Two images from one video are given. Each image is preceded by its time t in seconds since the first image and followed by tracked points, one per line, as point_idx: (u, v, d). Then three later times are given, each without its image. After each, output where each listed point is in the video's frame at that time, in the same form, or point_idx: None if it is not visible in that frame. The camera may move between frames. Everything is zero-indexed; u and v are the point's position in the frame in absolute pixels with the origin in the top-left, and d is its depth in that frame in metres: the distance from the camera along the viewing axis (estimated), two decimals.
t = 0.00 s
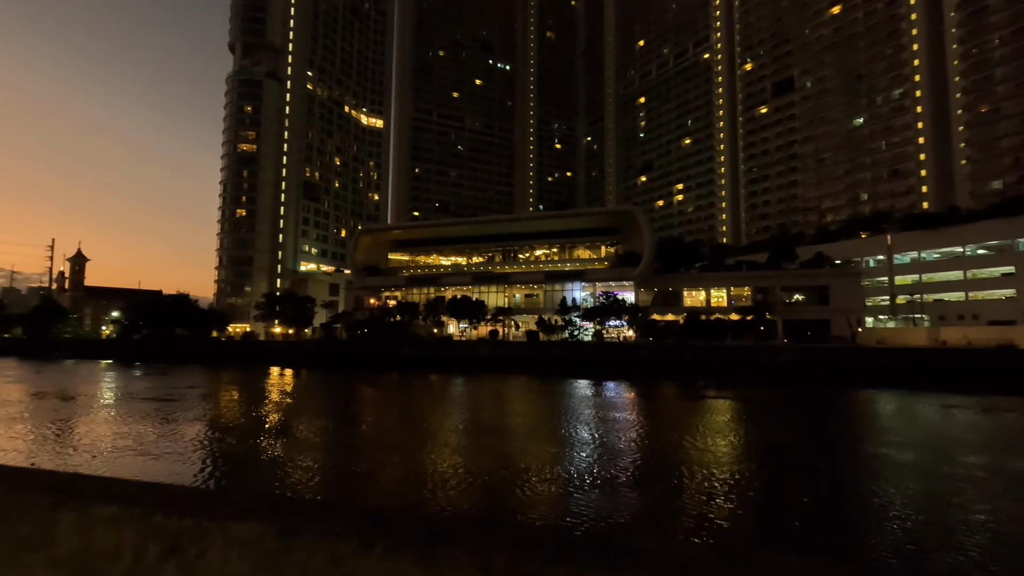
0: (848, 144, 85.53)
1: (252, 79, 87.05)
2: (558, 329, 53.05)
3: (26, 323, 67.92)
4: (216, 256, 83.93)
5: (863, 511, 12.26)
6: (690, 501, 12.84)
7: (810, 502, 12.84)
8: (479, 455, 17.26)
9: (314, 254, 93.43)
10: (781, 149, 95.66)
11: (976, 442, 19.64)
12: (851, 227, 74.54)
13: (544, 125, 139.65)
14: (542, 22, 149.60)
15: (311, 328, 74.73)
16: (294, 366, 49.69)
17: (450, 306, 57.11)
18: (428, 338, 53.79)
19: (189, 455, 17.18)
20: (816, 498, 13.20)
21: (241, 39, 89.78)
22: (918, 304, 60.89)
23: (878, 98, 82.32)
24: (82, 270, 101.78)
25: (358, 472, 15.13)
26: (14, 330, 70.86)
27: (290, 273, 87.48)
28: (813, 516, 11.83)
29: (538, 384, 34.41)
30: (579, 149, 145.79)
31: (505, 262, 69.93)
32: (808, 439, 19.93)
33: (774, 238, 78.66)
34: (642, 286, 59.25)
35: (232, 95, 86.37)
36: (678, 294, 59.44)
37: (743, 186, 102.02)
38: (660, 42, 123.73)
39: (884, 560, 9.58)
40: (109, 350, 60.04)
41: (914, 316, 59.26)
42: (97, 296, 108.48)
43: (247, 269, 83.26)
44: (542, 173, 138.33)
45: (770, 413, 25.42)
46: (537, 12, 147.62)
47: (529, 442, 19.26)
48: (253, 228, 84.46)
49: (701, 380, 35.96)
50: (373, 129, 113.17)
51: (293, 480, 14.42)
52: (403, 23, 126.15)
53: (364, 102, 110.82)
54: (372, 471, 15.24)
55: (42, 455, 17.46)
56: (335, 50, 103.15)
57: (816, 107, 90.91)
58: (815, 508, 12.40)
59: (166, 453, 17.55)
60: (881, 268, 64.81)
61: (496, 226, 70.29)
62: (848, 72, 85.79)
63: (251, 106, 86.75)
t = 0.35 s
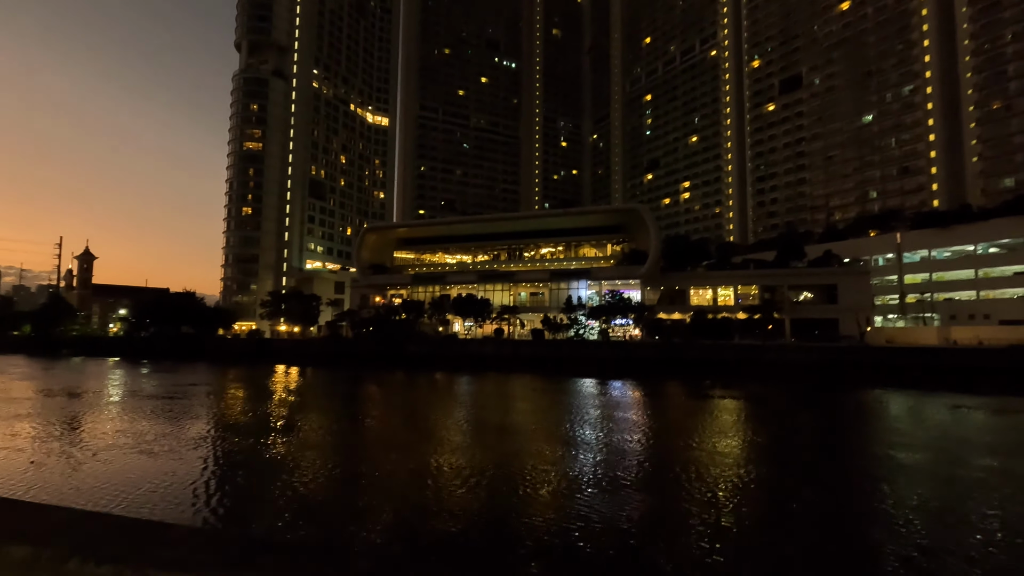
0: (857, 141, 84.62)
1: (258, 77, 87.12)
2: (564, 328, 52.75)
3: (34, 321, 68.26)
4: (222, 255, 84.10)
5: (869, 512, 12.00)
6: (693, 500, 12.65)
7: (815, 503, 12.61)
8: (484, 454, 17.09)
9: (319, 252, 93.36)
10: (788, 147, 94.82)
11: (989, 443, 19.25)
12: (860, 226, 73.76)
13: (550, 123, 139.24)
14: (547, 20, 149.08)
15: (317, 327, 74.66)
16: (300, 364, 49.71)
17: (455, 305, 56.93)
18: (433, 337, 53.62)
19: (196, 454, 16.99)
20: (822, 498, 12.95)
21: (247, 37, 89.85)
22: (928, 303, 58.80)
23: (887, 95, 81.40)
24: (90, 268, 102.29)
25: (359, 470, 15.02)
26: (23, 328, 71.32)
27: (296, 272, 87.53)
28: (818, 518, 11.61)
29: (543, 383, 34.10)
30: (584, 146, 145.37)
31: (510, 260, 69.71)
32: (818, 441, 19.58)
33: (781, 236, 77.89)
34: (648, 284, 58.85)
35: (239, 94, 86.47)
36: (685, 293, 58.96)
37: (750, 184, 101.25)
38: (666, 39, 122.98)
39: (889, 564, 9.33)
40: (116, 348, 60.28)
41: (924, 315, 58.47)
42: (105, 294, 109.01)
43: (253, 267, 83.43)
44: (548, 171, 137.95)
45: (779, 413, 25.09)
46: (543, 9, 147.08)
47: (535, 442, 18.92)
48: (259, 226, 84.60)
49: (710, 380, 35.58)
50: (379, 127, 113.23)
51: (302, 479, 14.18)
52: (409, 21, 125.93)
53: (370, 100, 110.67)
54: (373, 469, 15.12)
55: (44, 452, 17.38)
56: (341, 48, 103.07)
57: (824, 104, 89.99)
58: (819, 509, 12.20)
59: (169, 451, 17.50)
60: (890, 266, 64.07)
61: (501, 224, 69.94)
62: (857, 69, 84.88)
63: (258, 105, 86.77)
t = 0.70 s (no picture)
0: (861, 136, 83.87)
1: (258, 72, 86.70)
2: (565, 323, 52.46)
3: (37, 316, 68.32)
4: (223, 250, 83.97)
5: (870, 507, 11.82)
6: (696, 495, 12.48)
7: (818, 498, 12.43)
8: (486, 450, 16.78)
9: (321, 248, 93.13)
10: (792, 142, 94.04)
11: (999, 441, 18.70)
12: (864, 221, 73.14)
13: (552, 117, 138.55)
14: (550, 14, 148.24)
15: (318, 322, 74.46)
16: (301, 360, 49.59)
17: (456, 300, 56.66)
18: (435, 333, 53.41)
19: (195, 450, 16.77)
20: (824, 494, 12.77)
21: (248, 32, 89.41)
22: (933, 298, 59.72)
23: (892, 89, 80.53)
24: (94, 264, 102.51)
25: (361, 465, 14.85)
26: (26, 323, 71.46)
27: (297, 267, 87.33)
28: (821, 512, 11.43)
29: (545, 379, 33.89)
30: (587, 141, 144.77)
31: (512, 256, 69.43)
32: (822, 438, 19.23)
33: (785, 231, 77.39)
34: (650, 280, 58.47)
35: (239, 89, 86.12)
36: (688, 288, 58.52)
37: (753, 179, 100.54)
38: (669, 33, 122.07)
39: (895, 558, 9.18)
40: (118, 343, 60.29)
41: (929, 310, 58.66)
42: (108, 290, 109.21)
43: (255, 263, 83.33)
44: (550, 166, 137.45)
45: (782, 409, 24.80)
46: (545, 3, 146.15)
47: (538, 438, 18.60)
48: (261, 222, 84.39)
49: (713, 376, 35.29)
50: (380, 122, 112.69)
51: (301, 476, 13.88)
52: (411, 16, 125.22)
53: (371, 95, 110.10)
54: (376, 464, 14.96)
55: (39, 447, 17.15)
56: (342, 42, 102.56)
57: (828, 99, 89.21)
58: (823, 505, 11.99)
59: (166, 446, 17.30)
60: (894, 262, 63.29)
61: (503, 220, 69.53)
62: (862, 63, 84.03)
63: (258, 100, 86.39)
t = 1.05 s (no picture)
0: (876, 127, 82.49)
1: (269, 66, 86.70)
2: (575, 317, 52.05)
3: (51, 310, 68.83)
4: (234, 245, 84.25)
5: (888, 505, 11.50)
6: (716, 493, 12.14)
7: (834, 496, 12.11)
8: (496, 445, 16.58)
9: (330, 242, 93.29)
10: (805, 134, 92.66)
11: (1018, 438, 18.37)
12: (879, 215, 71.82)
13: (562, 110, 137.66)
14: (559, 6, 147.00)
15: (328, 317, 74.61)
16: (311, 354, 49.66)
17: (466, 295, 56.42)
18: (445, 327, 53.28)
19: (207, 444, 16.71)
20: (842, 492, 12.43)
21: (257, 26, 89.35)
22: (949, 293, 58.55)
23: (909, 79, 79.13)
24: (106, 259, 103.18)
25: (372, 461, 14.65)
26: (41, 317, 72.03)
27: (307, 261, 87.53)
28: (842, 511, 11.11)
29: (554, 374, 33.64)
30: (597, 134, 143.80)
31: (521, 250, 69.09)
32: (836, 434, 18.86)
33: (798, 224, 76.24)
34: (661, 274, 57.90)
35: (250, 83, 86.22)
36: (699, 282, 57.88)
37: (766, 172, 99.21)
38: (680, 24, 120.73)
39: (918, 558, 8.86)
40: (131, 337, 60.67)
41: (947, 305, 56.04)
42: (120, 284, 109.93)
43: (265, 257, 83.58)
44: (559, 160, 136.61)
45: (795, 405, 24.38)
46: None
47: (548, 434, 18.35)
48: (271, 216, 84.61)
49: (724, 371, 34.85)
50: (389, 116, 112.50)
51: (311, 470, 13.74)
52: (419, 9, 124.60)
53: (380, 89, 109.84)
54: (384, 460, 14.74)
55: (48, 441, 17.10)
56: (351, 36, 102.35)
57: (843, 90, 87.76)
58: (840, 503, 11.66)
59: (175, 440, 17.22)
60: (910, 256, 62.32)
61: (512, 214, 69.14)
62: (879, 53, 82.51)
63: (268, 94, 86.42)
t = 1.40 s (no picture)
0: (928, 113, 78.43)
1: (305, 67, 88.47)
2: (608, 313, 51.44)
3: (105, 305, 72.33)
4: (274, 242, 86.62)
5: (938, 510, 10.79)
6: (758, 494, 11.67)
7: (884, 500, 11.46)
8: (529, 441, 16.45)
9: (366, 238, 94.74)
10: (851, 121, 88.98)
11: None
12: (930, 205, 68.26)
13: (595, 103, 135.90)
14: None
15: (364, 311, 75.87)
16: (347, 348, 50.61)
17: (498, 290, 56.43)
18: (478, 322, 53.49)
19: (247, 435, 17.13)
20: (892, 496, 11.77)
21: (294, 27, 91.24)
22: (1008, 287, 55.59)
23: (964, 61, 74.69)
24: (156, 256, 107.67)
25: (406, 454, 14.72)
26: (97, 311, 75.74)
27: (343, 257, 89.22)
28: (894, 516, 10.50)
29: (588, 370, 33.30)
30: (631, 127, 141.61)
31: (554, 245, 68.84)
32: (884, 434, 17.97)
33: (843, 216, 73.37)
34: (696, 268, 56.65)
35: (288, 84, 88.23)
36: (737, 277, 56.38)
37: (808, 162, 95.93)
38: (717, 12, 117.32)
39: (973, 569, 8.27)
40: (178, 331, 63.14)
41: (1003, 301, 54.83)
42: (169, 280, 114.62)
43: (303, 253, 85.60)
44: (592, 153, 135.18)
45: (840, 404, 23.33)
46: None
47: (582, 430, 18.11)
48: (308, 214, 86.54)
49: (764, 368, 33.81)
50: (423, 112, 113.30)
51: (348, 462, 13.92)
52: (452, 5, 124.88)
53: (413, 86, 110.69)
54: (416, 454, 14.76)
55: (99, 430, 17.82)
56: (385, 35, 103.40)
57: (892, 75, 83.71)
58: (889, 507, 11.03)
59: (217, 431, 17.66)
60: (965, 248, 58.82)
61: (545, 209, 68.82)
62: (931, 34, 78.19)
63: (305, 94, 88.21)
